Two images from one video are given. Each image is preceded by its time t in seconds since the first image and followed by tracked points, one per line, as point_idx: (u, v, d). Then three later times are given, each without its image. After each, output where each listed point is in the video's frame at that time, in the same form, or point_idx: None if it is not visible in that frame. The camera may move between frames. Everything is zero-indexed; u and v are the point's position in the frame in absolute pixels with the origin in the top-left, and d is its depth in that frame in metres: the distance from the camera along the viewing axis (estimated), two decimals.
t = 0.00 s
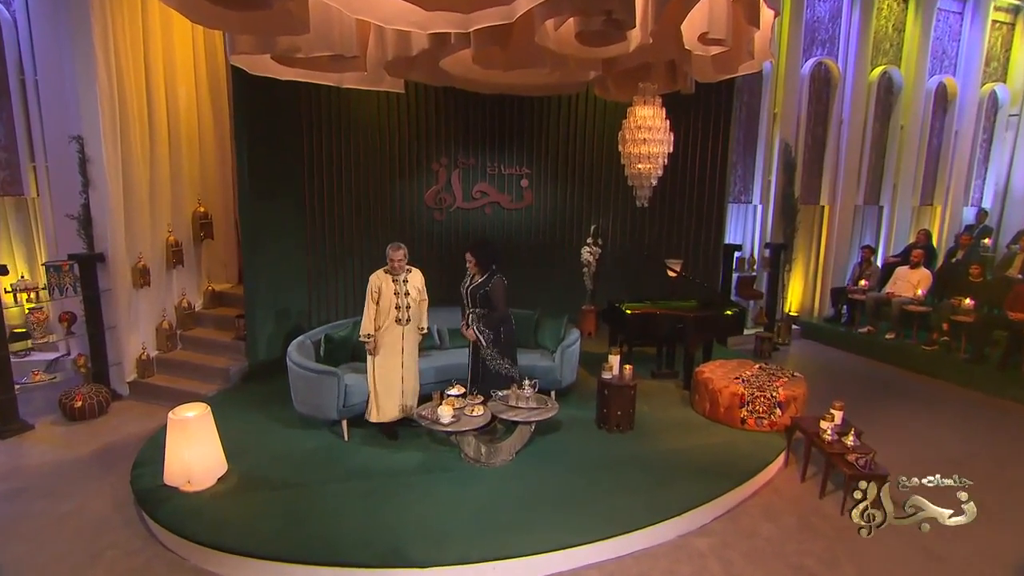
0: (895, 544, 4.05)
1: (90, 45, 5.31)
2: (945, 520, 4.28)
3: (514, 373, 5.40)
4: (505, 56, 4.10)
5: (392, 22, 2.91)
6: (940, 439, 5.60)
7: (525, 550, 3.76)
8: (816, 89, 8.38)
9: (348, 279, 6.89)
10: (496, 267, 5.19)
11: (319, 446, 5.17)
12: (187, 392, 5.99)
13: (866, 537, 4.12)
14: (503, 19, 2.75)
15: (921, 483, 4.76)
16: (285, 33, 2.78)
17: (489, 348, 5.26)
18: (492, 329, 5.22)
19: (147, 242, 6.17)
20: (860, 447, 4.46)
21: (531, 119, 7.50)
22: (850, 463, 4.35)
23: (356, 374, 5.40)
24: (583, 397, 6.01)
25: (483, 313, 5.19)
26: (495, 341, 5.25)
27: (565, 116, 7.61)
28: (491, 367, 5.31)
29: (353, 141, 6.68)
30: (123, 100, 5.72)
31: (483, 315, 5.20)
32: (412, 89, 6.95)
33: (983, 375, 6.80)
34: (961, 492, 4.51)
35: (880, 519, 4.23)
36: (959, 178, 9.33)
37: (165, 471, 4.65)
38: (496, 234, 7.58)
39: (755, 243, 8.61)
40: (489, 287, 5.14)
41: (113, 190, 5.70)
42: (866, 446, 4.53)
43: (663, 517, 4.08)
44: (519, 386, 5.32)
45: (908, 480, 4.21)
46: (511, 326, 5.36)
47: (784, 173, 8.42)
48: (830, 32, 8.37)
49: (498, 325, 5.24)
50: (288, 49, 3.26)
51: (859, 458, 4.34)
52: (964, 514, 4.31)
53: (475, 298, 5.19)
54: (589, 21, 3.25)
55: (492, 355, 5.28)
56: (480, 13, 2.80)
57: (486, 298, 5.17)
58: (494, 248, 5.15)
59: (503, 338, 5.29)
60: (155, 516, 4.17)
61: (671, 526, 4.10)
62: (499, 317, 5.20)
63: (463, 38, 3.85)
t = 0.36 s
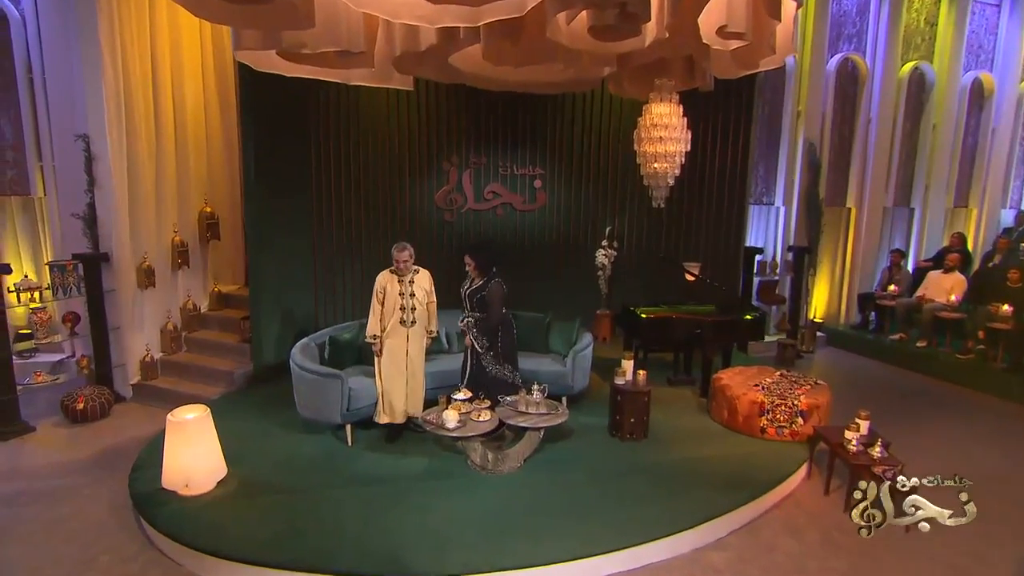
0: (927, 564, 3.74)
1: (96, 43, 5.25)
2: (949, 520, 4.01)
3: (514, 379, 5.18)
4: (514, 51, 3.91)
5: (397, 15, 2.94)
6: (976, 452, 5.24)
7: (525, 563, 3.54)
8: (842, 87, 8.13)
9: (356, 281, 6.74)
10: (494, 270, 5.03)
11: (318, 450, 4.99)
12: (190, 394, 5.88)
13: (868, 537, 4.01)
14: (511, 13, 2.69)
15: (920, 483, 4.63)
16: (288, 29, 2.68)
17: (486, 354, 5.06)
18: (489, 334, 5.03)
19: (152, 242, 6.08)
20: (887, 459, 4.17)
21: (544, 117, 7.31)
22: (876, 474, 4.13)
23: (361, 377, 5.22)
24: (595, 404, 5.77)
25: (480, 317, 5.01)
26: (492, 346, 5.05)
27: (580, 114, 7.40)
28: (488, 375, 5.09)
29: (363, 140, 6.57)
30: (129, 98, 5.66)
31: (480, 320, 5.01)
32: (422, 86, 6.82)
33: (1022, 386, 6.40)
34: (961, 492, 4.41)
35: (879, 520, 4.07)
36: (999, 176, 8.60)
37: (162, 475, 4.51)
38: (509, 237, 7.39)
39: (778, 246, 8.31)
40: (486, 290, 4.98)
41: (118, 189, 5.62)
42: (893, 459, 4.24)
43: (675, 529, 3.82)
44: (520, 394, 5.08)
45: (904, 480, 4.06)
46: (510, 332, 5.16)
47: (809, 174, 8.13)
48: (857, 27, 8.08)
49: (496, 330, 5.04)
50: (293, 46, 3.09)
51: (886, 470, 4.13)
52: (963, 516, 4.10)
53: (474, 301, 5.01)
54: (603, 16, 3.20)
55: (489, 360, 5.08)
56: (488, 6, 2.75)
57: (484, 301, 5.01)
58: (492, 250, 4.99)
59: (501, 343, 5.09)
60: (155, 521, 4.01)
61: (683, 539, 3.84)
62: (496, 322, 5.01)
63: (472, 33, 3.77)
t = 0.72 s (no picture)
0: None
1: (105, 41, 5.23)
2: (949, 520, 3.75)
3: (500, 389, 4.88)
4: (525, 48, 3.77)
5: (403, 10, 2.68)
6: (1013, 466, 4.92)
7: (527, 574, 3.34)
8: (868, 85, 7.86)
9: (365, 284, 6.62)
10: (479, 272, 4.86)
11: (320, 454, 4.85)
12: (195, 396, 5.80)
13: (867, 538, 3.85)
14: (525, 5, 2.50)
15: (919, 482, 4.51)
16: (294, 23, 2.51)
17: (470, 360, 4.82)
18: (472, 339, 4.81)
19: (160, 242, 6.03)
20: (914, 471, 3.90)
21: (559, 117, 7.15)
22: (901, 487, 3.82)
23: (366, 381, 5.09)
24: (607, 410, 5.55)
25: (462, 321, 4.81)
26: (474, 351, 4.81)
27: (595, 113, 7.23)
28: (473, 381, 4.84)
29: (373, 139, 6.47)
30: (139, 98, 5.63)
31: (462, 323, 4.80)
32: (434, 85, 6.71)
33: None
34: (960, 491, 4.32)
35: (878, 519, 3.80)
36: None
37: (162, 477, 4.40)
38: (521, 240, 7.22)
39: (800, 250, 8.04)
40: (470, 291, 4.79)
41: (126, 188, 5.58)
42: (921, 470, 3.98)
43: (686, 540, 3.60)
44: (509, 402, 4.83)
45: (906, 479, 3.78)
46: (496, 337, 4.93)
47: (833, 175, 7.87)
48: (885, 22, 7.81)
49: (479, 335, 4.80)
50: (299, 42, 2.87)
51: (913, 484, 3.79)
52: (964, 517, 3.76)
53: (456, 304, 4.82)
54: (617, 9, 3.01)
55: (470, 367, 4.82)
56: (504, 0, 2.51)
57: (466, 304, 4.82)
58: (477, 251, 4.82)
59: (485, 349, 4.85)
60: (151, 522, 3.91)
61: (695, 551, 3.62)
62: (479, 326, 4.80)
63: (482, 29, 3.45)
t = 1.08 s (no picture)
0: None
1: (117, 40, 5.22)
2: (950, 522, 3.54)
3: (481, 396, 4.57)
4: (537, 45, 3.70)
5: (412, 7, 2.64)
6: None
7: None
8: (894, 82, 7.63)
9: (375, 286, 6.54)
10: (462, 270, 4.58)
11: (323, 457, 4.74)
12: (202, 397, 5.74)
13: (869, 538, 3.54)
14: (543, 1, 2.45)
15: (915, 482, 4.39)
16: (301, 21, 2.54)
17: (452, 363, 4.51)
18: (457, 341, 4.50)
19: (169, 242, 6.00)
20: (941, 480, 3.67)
21: (573, 117, 7.01)
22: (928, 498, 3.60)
23: (372, 383, 4.97)
24: (619, 415, 5.37)
25: (446, 322, 4.54)
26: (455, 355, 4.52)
27: (611, 113, 7.09)
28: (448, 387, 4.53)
29: (384, 139, 6.40)
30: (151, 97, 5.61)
31: (445, 324, 4.54)
32: (446, 85, 6.63)
33: None
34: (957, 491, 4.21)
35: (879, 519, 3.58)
36: None
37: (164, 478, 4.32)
38: (535, 242, 7.09)
39: (823, 253, 7.80)
40: (453, 292, 4.52)
41: (136, 188, 5.56)
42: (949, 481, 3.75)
43: (697, 550, 3.41)
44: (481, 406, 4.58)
45: (906, 479, 3.67)
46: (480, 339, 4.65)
47: (856, 176, 7.64)
48: (912, 18, 7.59)
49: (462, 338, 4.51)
50: (307, 39, 2.90)
51: (941, 494, 3.59)
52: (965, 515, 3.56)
53: (440, 304, 4.57)
54: (628, 4, 2.88)
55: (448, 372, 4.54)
56: None
57: (450, 304, 4.52)
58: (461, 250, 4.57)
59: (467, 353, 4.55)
60: (151, 523, 3.83)
61: (706, 562, 3.43)
62: (465, 327, 4.50)
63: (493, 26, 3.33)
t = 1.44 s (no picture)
0: None
1: (134, 43, 5.27)
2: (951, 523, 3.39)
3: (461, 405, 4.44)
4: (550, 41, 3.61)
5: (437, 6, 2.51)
6: None
7: None
8: (924, 81, 7.39)
9: (387, 288, 6.48)
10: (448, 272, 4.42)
11: (331, 459, 4.66)
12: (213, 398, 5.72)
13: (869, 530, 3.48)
14: None
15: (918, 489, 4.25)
16: (316, 20, 2.27)
17: (429, 370, 4.34)
18: (434, 346, 4.34)
19: (183, 244, 6.01)
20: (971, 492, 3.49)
21: (589, 118, 6.90)
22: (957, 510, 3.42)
23: (381, 385, 4.90)
24: (635, 421, 5.21)
25: (427, 326, 4.37)
26: (434, 362, 4.34)
27: (628, 114, 6.96)
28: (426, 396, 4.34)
29: (397, 141, 6.36)
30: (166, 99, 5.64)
31: (425, 329, 4.37)
32: (460, 85, 6.56)
33: None
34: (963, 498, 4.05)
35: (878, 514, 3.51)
36: None
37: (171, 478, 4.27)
38: (551, 245, 6.97)
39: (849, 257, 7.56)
40: (434, 294, 4.35)
41: (151, 189, 5.58)
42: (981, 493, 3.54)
43: (712, 561, 3.24)
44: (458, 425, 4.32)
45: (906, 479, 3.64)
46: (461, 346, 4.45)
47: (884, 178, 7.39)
48: (941, 15, 7.36)
49: (443, 342, 4.35)
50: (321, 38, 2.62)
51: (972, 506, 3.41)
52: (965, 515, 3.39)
53: (420, 308, 4.40)
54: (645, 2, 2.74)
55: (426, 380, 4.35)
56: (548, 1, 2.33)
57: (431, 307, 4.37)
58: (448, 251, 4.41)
59: (447, 359, 4.38)
60: (155, 523, 3.78)
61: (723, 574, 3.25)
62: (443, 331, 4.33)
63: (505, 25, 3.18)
